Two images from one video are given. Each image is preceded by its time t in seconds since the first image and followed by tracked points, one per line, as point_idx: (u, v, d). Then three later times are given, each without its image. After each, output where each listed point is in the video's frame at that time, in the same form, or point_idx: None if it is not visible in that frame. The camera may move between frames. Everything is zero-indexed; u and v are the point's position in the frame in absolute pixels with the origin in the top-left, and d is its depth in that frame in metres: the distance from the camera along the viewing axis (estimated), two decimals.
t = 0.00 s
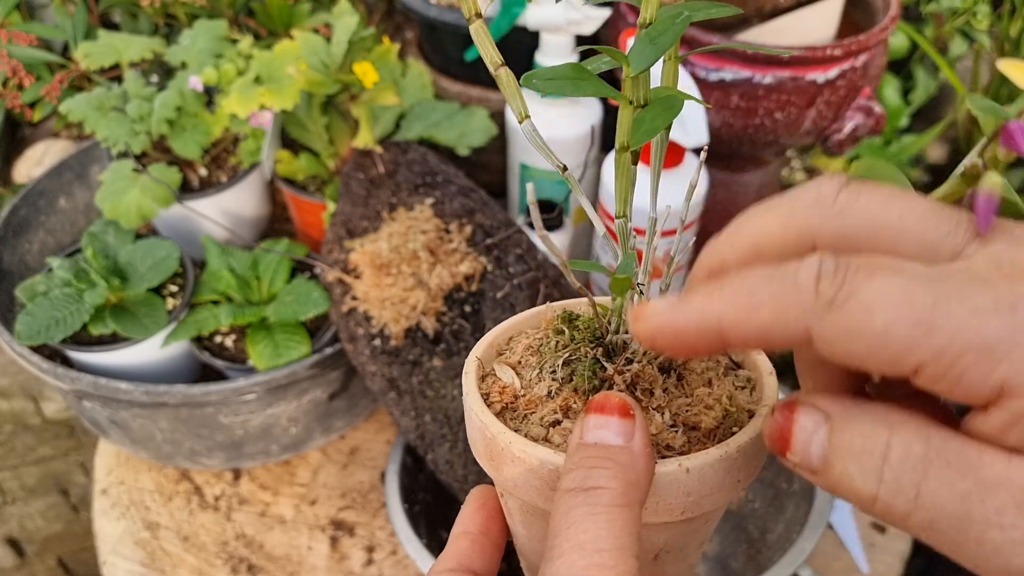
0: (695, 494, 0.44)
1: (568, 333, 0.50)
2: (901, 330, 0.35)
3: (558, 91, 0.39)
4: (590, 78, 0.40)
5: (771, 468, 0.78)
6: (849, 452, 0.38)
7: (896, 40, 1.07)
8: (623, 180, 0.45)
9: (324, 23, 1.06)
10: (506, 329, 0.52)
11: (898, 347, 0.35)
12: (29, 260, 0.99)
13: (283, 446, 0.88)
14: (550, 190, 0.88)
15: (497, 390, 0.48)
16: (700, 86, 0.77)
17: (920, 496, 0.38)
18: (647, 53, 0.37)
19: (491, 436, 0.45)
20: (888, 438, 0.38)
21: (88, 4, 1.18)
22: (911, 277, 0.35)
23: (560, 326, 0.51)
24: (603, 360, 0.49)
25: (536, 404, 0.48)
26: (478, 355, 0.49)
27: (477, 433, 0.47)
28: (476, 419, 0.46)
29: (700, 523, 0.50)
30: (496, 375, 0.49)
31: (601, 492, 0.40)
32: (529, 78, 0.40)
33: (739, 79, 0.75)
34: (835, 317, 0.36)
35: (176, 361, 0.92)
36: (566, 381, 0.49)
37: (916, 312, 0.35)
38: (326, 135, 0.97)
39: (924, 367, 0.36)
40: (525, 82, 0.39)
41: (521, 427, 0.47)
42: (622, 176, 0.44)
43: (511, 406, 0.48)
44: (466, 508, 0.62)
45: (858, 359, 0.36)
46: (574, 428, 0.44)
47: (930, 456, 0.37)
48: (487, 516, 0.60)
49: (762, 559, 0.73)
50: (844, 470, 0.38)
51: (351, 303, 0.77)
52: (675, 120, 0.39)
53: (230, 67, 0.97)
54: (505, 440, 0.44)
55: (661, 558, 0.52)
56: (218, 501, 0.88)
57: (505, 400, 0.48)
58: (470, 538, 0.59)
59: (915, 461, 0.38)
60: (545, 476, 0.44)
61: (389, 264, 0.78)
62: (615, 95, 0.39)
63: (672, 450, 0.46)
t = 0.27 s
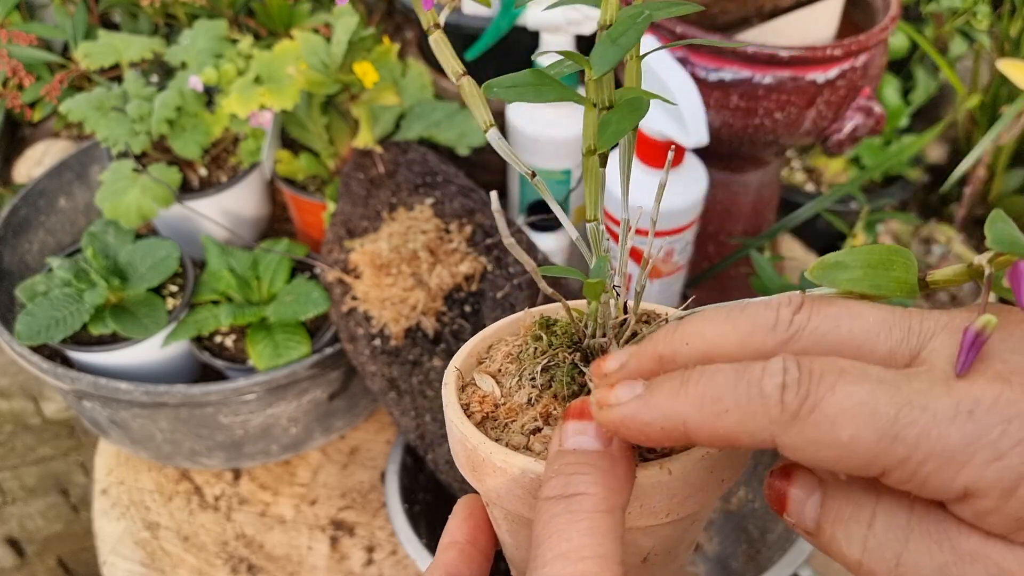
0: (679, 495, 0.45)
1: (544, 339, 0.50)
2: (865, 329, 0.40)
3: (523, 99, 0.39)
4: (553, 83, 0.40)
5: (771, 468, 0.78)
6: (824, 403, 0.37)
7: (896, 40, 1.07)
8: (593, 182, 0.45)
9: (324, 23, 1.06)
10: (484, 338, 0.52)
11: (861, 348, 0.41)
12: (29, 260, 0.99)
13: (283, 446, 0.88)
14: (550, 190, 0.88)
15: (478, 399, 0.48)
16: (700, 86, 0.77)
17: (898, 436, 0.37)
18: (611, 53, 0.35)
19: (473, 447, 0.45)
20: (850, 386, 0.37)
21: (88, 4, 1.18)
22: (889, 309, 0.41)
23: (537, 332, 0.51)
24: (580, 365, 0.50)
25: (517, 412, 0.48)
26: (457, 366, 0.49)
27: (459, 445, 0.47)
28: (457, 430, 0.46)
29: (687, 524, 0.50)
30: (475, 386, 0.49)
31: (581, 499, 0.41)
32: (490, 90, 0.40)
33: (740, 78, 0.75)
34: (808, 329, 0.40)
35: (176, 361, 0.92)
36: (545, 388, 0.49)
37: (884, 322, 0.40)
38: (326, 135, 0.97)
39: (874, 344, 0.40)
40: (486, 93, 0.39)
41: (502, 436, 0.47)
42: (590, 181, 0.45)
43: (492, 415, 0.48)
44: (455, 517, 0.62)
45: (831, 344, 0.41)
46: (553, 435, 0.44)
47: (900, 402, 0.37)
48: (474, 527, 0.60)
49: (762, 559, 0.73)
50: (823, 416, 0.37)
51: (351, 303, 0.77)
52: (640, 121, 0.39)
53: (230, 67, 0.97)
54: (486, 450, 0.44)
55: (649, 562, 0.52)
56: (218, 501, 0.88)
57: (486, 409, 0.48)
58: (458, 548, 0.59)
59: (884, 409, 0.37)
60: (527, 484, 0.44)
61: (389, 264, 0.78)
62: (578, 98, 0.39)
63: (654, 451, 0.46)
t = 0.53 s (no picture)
0: (653, 496, 0.43)
1: (520, 339, 0.50)
2: (928, 186, 0.39)
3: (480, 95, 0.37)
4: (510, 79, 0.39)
5: (770, 467, 0.78)
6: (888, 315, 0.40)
7: (896, 40, 1.07)
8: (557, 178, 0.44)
9: (324, 23, 1.06)
10: (466, 341, 0.52)
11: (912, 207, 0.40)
12: (29, 260, 0.99)
13: (283, 446, 0.88)
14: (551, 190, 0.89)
15: (454, 404, 0.48)
16: (701, 86, 0.77)
17: (949, 339, 0.38)
18: (568, 46, 0.35)
19: (444, 452, 0.45)
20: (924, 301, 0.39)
21: (88, 4, 1.18)
22: (948, 158, 0.39)
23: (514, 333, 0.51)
24: (555, 364, 0.49)
25: (492, 415, 0.48)
26: (436, 371, 0.50)
27: (434, 451, 0.47)
28: (430, 436, 0.46)
29: (671, 524, 0.49)
30: (455, 390, 0.49)
31: (544, 503, 0.40)
32: (442, 87, 0.38)
33: (740, 78, 0.75)
34: (871, 166, 0.40)
35: (176, 361, 0.92)
36: (520, 390, 0.48)
37: (943, 171, 0.39)
38: (326, 135, 0.97)
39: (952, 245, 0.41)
40: (439, 90, 0.37)
41: (477, 440, 0.47)
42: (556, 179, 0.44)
43: (468, 420, 0.48)
44: (446, 521, 0.62)
45: (889, 208, 0.41)
46: (522, 438, 0.44)
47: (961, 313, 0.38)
48: (465, 529, 0.60)
49: (762, 559, 0.73)
50: (882, 331, 0.40)
51: (351, 303, 0.77)
52: (601, 114, 0.37)
53: (230, 67, 0.97)
54: (456, 456, 0.44)
55: (636, 562, 0.51)
56: (218, 501, 0.88)
57: (462, 414, 0.48)
58: (448, 552, 0.59)
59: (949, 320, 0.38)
60: (497, 489, 0.44)
61: (389, 264, 0.78)
62: (539, 93, 0.38)
63: (627, 451, 0.45)
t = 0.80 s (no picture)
0: (645, 493, 0.43)
1: (517, 336, 0.50)
2: (947, 197, 0.38)
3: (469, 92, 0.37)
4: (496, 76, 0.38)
5: (770, 467, 0.78)
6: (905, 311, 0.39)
7: (896, 40, 1.07)
8: (547, 176, 0.43)
9: (324, 23, 1.06)
10: (467, 338, 0.52)
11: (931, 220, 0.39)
12: (29, 260, 0.99)
13: (283, 446, 0.88)
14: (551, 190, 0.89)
15: (452, 401, 0.48)
16: (701, 86, 0.77)
17: (966, 338, 0.37)
18: (554, 42, 0.35)
19: (440, 449, 0.45)
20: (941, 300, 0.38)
21: (88, 4, 1.18)
22: (962, 167, 0.38)
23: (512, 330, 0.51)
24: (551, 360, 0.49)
25: (488, 412, 0.47)
26: (436, 369, 0.49)
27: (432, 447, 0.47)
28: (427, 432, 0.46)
29: (668, 521, 0.48)
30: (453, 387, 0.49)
31: (532, 499, 0.40)
32: (427, 86, 0.37)
33: (740, 78, 0.75)
34: (887, 182, 0.39)
35: (176, 361, 0.92)
36: (517, 386, 0.48)
37: (962, 180, 0.38)
38: (326, 135, 0.97)
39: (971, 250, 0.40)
40: (422, 88, 0.37)
41: (473, 437, 0.47)
42: (545, 176, 0.43)
43: (466, 416, 0.48)
44: (449, 516, 0.62)
45: (907, 223, 0.39)
46: (512, 435, 0.44)
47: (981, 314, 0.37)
48: (468, 523, 0.60)
49: (762, 559, 0.73)
50: (898, 330, 0.39)
51: (351, 303, 0.77)
52: (589, 108, 0.38)
53: (230, 67, 0.97)
54: (450, 453, 0.44)
55: (634, 558, 0.50)
56: (218, 501, 0.88)
57: (459, 410, 0.48)
58: (452, 543, 0.59)
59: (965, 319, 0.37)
60: (489, 485, 0.44)
61: (389, 264, 0.78)
62: (526, 90, 0.37)
63: (620, 447, 0.44)
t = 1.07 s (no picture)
0: (659, 496, 0.42)
1: (559, 321, 0.50)
2: (941, 257, 0.45)
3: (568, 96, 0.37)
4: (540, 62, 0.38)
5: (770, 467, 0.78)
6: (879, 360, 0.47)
7: (896, 40, 1.07)
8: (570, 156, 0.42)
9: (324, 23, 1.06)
10: (521, 319, 0.52)
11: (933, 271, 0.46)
12: (29, 260, 0.99)
13: (283, 446, 0.88)
14: (551, 190, 0.89)
15: (493, 383, 0.49)
16: (701, 86, 0.77)
17: (944, 411, 0.47)
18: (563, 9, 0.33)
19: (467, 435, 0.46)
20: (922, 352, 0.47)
21: (88, 3, 1.18)
22: (952, 227, 0.45)
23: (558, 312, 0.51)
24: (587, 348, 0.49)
25: (523, 398, 0.48)
26: (484, 350, 0.50)
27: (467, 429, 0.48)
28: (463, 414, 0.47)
29: (702, 521, 0.47)
30: (500, 368, 0.50)
31: (522, 493, 0.40)
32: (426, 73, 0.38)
33: (740, 78, 0.75)
34: (884, 251, 0.45)
35: (176, 361, 0.92)
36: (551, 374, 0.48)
37: (955, 242, 0.45)
38: (326, 135, 0.97)
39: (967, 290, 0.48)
40: (419, 80, 0.38)
41: (505, 423, 0.48)
42: (564, 159, 0.41)
43: (503, 401, 0.49)
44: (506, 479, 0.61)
45: (907, 282, 0.46)
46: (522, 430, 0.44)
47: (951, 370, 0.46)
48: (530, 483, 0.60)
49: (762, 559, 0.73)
50: (882, 394, 0.48)
51: (351, 303, 0.77)
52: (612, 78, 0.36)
53: (230, 67, 0.97)
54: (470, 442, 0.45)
55: (670, 556, 0.50)
56: (218, 501, 0.88)
57: (498, 395, 0.49)
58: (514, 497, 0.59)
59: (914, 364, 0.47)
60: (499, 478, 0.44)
61: (389, 264, 0.78)
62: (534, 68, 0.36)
63: (638, 446, 0.44)
